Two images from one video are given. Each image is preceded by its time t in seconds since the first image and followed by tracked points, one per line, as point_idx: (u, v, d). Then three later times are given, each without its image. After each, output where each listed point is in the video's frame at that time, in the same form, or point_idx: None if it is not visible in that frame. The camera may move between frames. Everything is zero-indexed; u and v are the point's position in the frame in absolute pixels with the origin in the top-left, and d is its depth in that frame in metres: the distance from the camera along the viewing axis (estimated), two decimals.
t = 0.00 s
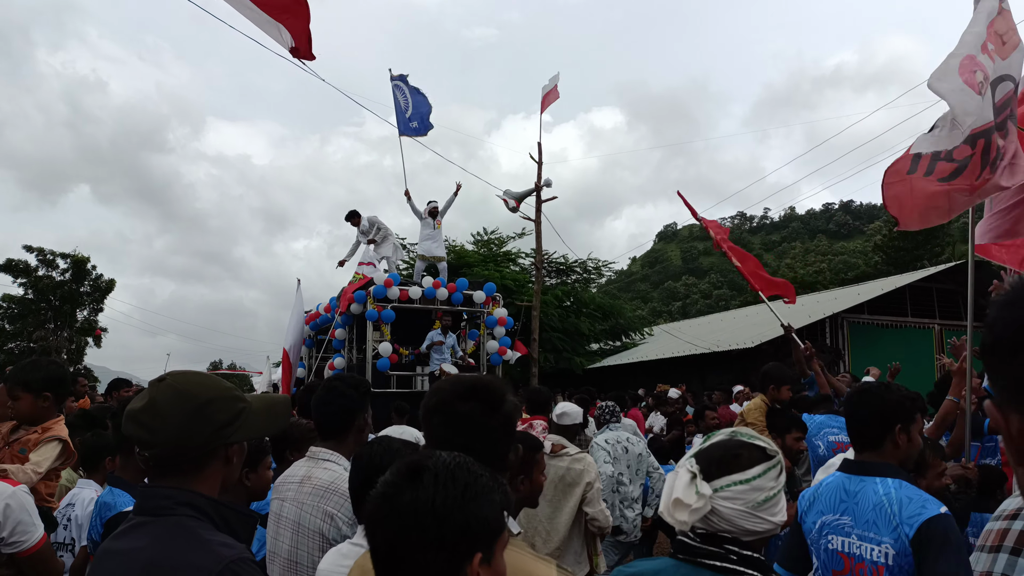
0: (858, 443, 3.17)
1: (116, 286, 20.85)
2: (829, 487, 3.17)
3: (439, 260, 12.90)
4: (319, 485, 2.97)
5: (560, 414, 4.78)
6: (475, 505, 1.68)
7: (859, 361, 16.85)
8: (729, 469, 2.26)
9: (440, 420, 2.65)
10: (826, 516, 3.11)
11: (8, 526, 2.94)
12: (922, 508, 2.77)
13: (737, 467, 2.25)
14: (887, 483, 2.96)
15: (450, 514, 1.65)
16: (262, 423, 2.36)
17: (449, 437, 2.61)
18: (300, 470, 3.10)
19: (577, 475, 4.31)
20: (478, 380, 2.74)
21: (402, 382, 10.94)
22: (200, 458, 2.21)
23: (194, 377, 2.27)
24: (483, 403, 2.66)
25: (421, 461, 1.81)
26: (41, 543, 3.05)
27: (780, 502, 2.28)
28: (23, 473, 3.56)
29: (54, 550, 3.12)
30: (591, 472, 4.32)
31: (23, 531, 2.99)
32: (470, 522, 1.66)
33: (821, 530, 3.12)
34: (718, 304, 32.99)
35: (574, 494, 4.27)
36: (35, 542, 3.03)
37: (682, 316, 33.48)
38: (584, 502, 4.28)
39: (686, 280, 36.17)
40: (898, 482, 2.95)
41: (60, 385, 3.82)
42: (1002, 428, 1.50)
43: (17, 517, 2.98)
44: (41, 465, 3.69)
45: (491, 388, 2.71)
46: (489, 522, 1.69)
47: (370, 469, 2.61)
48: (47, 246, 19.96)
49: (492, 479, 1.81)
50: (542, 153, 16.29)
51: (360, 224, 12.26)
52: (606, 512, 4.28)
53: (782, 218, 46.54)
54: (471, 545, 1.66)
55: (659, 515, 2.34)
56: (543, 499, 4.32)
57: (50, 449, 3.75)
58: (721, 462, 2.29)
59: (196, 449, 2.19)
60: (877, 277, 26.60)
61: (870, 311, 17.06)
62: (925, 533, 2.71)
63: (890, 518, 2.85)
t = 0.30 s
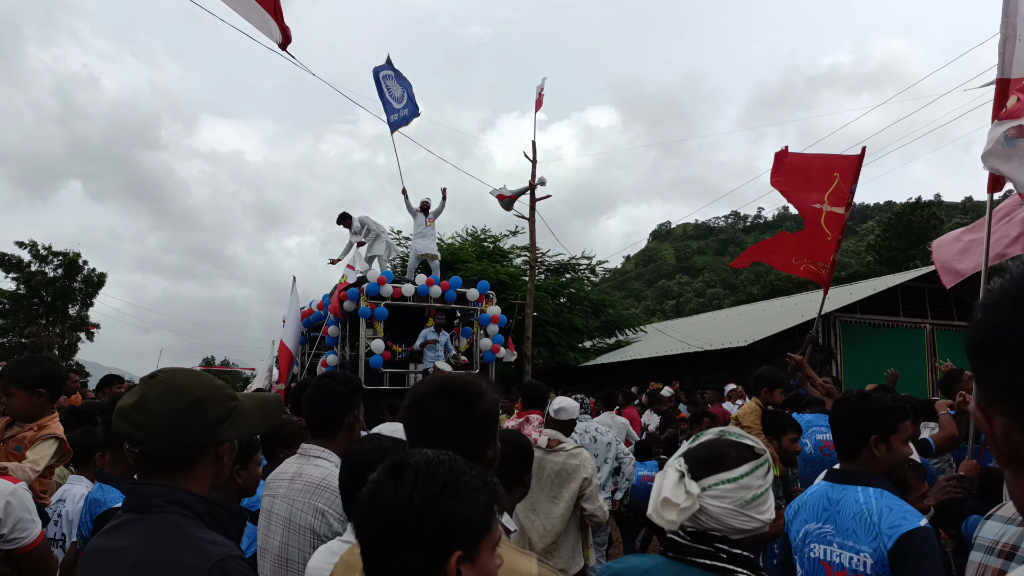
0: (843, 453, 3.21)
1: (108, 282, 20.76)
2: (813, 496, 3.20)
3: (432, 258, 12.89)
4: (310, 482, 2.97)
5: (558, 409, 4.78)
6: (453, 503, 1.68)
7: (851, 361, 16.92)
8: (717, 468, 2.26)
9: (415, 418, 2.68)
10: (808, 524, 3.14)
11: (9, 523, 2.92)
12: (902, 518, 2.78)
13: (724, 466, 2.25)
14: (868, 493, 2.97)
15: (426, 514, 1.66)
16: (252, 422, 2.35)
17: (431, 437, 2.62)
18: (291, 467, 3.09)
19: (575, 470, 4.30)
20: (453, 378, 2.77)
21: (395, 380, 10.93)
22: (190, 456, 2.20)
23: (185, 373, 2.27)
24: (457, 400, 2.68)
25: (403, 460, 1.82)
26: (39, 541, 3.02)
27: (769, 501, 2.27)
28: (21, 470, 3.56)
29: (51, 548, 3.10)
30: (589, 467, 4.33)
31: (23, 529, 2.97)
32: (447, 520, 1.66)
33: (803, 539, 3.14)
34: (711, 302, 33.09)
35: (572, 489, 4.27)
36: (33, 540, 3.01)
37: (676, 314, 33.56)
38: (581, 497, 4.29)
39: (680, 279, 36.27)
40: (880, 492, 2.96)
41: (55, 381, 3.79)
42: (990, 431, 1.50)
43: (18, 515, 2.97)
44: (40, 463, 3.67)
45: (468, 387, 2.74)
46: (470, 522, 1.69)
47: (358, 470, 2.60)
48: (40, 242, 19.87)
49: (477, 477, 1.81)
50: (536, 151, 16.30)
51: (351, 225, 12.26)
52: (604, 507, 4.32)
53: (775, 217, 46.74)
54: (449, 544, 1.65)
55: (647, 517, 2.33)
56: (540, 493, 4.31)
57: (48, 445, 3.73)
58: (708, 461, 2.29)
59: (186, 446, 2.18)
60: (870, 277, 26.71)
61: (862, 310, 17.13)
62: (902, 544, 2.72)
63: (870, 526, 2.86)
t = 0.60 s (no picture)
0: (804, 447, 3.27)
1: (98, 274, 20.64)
2: (776, 489, 3.26)
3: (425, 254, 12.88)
4: (299, 478, 2.98)
5: (553, 407, 4.81)
6: (436, 501, 1.70)
7: (842, 358, 17.03)
8: (705, 466, 2.28)
9: (390, 416, 2.86)
10: (772, 517, 3.21)
11: (20, 515, 3.00)
12: (856, 511, 2.85)
13: (712, 464, 2.27)
14: (825, 486, 3.04)
15: (408, 511, 1.68)
16: (243, 418, 2.35)
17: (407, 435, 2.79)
18: (280, 462, 3.10)
19: (573, 468, 4.32)
20: (426, 377, 2.94)
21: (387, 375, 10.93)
22: (179, 452, 2.20)
23: (177, 368, 2.27)
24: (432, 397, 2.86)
25: (390, 459, 1.84)
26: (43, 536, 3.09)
27: (757, 499, 2.29)
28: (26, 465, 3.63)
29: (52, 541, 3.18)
30: (586, 465, 4.37)
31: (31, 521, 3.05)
32: (430, 518, 1.67)
33: (768, 530, 3.23)
34: (704, 299, 33.21)
35: (572, 488, 4.28)
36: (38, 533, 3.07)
37: (667, 311, 33.66)
38: (580, 495, 4.31)
39: (672, 276, 36.35)
40: (836, 485, 3.03)
41: (46, 376, 3.75)
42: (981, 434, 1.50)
43: (29, 507, 3.06)
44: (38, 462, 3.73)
45: (440, 383, 2.92)
46: (455, 520, 1.69)
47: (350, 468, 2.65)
48: (31, 234, 19.75)
49: (463, 474, 1.81)
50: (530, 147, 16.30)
51: (343, 219, 12.23)
52: (601, 504, 4.35)
53: (767, 215, 46.93)
54: (432, 541, 1.66)
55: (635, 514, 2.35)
56: (538, 494, 4.28)
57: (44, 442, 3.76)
58: (697, 459, 2.30)
59: (176, 443, 2.18)
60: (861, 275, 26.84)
61: (852, 308, 17.23)
62: (856, 537, 2.79)
63: (826, 518, 2.93)
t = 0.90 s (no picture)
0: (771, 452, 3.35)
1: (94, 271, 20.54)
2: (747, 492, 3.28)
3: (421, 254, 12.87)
4: (294, 477, 2.98)
5: (552, 403, 4.79)
6: (430, 501, 1.70)
7: (837, 360, 17.08)
8: (703, 468, 2.28)
9: (374, 418, 2.95)
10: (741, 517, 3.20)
11: (40, 510, 3.10)
12: (812, 520, 2.92)
13: (709, 467, 2.27)
14: (789, 492, 3.08)
15: (402, 511, 1.68)
16: (240, 417, 2.35)
17: (393, 435, 2.88)
18: (275, 461, 3.09)
19: (571, 463, 4.35)
20: (407, 377, 3.02)
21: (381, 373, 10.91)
22: (175, 451, 2.20)
23: (174, 366, 2.27)
24: (418, 397, 2.95)
25: (383, 459, 1.84)
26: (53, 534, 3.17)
27: (754, 500, 2.30)
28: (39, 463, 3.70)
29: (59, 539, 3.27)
30: (583, 460, 4.39)
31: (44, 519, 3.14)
32: (423, 518, 1.68)
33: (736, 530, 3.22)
34: (699, 300, 33.26)
35: (569, 483, 4.31)
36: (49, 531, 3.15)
37: (663, 312, 33.70)
38: (576, 491, 4.34)
39: (668, 277, 36.42)
40: (799, 492, 3.08)
41: (39, 374, 3.72)
42: (974, 438, 1.51)
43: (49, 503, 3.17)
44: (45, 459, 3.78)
45: (420, 382, 2.99)
46: (450, 520, 1.69)
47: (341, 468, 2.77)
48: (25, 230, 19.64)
49: (458, 474, 1.81)
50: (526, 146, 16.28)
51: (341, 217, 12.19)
52: (596, 499, 4.38)
53: (763, 217, 47.03)
54: (426, 541, 1.66)
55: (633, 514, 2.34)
56: (534, 488, 4.30)
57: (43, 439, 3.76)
58: (693, 461, 2.31)
59: (172, 441, 2.18)
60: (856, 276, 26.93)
61: (847, 310, 17.29)
62: (810, 544, 2.86)
63: (784, 524, 2.99)
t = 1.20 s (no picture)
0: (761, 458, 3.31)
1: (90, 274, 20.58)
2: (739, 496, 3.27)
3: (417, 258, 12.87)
4: (286, 480, 2.98)
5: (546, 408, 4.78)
6: (423, 505, 1.69)
7: (832, 364, 17.15)
8: (702, 473, 2.29)
9: (367, 420, 2.94)
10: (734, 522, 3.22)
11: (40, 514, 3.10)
12: (800, 517, 2.94)
13: (708, 471, 2.28)
14: (780, 493, 3.09)
15: (394, 515, 1.68)
16: (234, 420, 2.34)
17: (388, 437, 2.88)
18: (267, 464, 3.10)
19: (565, 469, 4.35)
20: (399, 380, 3.03)
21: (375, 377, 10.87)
22: (169, 454, 2.19)
23: (169, 369, 2.26)
24: (409, 401, 2.96)
25: (375, 462, 1.82)
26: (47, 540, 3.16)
27: (752, 507, 2.32)
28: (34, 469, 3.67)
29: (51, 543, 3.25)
30: (577, 465, 4.40)
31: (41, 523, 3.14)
32: (416, 522, 1.67)
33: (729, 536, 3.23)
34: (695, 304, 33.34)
35: (563, 488, 4.31)
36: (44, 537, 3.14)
37: (659, 316, 33.77)
38: (571, 496, 4.34)
39: (664, 280, 36.50)
40: (790, 492, 3.09)
41: (31, 374, 3.71)
42: (967, 443, 1.52)
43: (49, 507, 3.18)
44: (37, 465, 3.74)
45: (412, 386, 3.00)
46: (443, 525, 1.69)
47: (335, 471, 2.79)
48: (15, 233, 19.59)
49: (450, 478, 1.80)
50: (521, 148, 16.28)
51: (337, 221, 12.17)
52: (591, 505, 4.39)
53: (760, 220, 47.18)
54: (418, 545, 1.66)
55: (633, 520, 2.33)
56: (527, 491, 4.28)
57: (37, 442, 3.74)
58: (692, 465, 2.32)
59: (167, 444, 2.17)
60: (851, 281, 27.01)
61: (841, 314, 17.38)
62: (797, 540, 2.89)
63: (774, 524, 3.00)
